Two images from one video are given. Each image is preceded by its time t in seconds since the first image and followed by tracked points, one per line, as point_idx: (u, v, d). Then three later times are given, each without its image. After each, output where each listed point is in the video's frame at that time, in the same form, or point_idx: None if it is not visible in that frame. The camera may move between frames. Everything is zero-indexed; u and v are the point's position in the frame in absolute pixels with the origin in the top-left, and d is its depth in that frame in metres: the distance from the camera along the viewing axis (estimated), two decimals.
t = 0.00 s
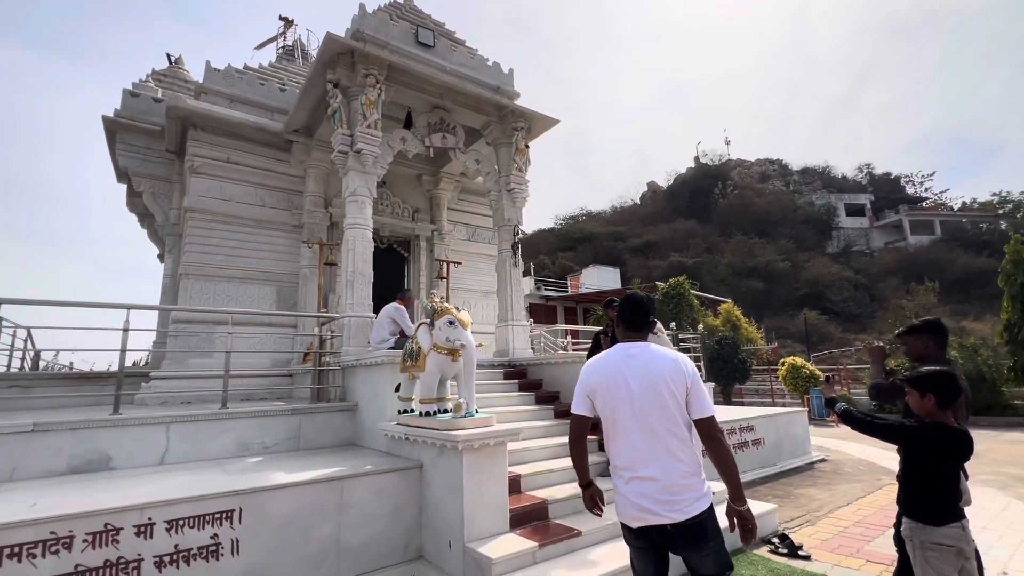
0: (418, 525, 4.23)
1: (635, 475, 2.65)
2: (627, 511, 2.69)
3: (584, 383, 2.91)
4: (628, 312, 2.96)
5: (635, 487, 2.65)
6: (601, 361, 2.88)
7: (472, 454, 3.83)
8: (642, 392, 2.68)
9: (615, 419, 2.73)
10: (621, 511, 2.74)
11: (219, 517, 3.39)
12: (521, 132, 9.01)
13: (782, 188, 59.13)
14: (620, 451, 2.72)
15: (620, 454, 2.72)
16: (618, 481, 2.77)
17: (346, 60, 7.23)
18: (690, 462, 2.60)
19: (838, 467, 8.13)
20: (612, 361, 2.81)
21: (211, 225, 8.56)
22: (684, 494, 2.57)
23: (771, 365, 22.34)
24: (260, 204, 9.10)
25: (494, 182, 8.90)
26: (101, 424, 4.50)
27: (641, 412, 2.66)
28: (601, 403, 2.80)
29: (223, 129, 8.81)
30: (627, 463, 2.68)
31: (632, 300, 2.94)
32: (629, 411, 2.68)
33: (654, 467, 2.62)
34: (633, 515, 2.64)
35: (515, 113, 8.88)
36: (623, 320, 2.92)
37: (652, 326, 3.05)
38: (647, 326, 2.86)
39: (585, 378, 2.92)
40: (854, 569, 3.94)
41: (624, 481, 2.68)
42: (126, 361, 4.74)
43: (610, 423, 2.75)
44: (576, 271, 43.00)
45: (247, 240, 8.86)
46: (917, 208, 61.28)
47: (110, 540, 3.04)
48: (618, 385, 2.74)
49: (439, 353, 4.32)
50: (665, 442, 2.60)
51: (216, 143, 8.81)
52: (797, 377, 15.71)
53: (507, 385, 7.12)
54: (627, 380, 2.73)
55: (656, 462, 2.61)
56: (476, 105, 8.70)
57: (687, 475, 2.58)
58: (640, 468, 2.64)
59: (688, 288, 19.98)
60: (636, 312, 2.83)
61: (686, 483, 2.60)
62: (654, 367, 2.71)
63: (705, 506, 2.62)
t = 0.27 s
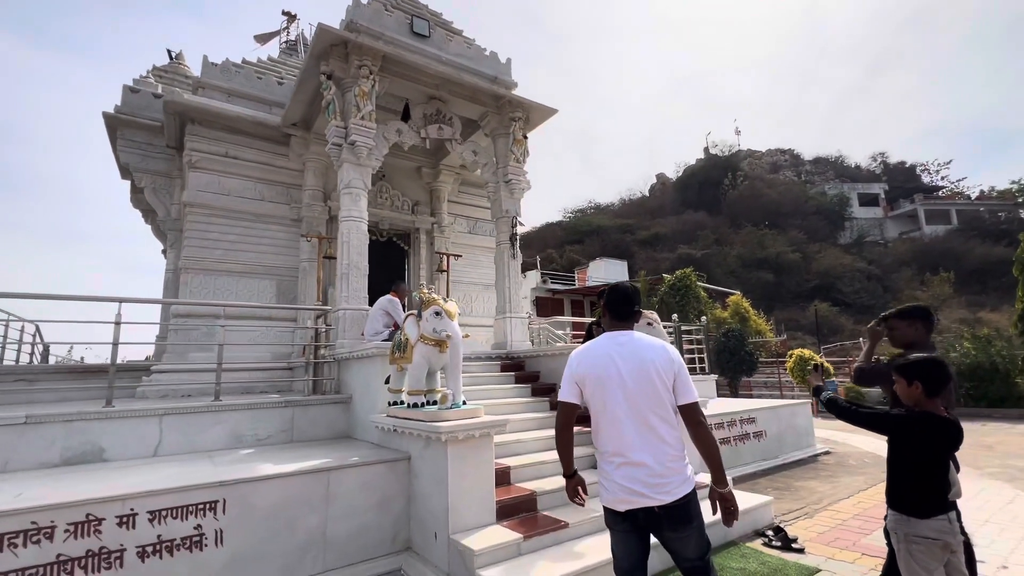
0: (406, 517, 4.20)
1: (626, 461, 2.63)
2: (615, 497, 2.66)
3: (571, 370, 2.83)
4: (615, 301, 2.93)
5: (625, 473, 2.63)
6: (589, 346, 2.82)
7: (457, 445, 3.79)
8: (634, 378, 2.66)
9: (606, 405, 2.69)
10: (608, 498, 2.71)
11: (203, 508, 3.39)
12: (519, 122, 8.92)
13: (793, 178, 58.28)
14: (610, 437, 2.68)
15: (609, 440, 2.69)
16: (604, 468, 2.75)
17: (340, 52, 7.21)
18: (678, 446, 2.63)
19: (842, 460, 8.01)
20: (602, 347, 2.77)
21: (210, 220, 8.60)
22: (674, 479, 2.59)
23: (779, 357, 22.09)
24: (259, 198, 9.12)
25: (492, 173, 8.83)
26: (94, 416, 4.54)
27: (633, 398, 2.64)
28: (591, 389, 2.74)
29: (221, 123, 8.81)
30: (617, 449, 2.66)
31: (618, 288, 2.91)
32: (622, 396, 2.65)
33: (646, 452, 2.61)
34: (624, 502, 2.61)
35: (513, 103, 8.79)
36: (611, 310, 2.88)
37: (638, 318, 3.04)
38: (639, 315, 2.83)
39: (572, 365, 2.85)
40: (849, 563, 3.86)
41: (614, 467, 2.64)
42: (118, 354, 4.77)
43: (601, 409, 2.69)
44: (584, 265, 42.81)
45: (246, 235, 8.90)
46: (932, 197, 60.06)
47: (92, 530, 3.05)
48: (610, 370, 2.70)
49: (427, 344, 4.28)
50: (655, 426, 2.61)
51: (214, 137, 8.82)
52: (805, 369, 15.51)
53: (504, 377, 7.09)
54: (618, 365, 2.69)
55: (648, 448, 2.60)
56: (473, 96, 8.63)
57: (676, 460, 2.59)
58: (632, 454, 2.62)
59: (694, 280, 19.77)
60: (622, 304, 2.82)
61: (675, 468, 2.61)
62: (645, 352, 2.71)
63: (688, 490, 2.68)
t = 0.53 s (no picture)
0: (396, 514, 4.21)
1: (625, 457, 2.66)
2: (611, 494, 2.68)
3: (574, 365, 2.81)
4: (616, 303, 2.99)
5: (623, 470, 2.65)
6: (592, 343, 2.84)
7: (442, 443, 3.77)
8: (638, 375, 2.71)
9: (608, 402, 2.71)
10: (601, 495, 2.72)
11: (189, 506, 3.42)
12: (517, 116, 8.83)
13: (807, 168, 57.22)
14: (610, 433, 2.70)
15: (609, 436, 2.70)
16: (598, 465, 2.75)
17: (334, 49, 7.20)
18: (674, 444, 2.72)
19: (848, 455, 7.86)
20: (607, 343, 2.79)
21: (211, 219, 8.68)
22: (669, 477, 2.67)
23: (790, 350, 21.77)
24: (260, 197, 9.17)
25: (490, 168, 8.77)
26: (90, 414, 4.61)
27: (637, 395, 2.68)
28: (593, 385, 2.74)
29: (221, 123, 8.86)
30: (617, 445, 2.68)
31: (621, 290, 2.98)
32: (625, 393, 2.69)
33: (644, 449, 2.66)
34: (620, 498, 2.64)
35: (510, 97, 8.71)
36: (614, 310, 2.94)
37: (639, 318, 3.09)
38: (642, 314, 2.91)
39: (574, 361, 2.83)
40: (843, 561, 3.77)
41: (612, 464, 2.66)
42: (114, 353, 4.83)
43: (603, 406, 2.71)
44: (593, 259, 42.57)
45: (248, 233, 8.97)
46: (952, 185, 58.57)
47: (79, 528, 3.10)
48: (615, 366, 2.73)
49: (415, 341, 4.26)
50: (655, 423, 2.68)
51: (215, 137, 8.87)
52: (815, 362, 15.26)
53: (501, 373, 7.07)
54: (623, 361, 2.73)
55: (646, 445, 2.66)
56: (469, 91, 8.56)
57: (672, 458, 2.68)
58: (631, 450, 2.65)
59: (703, 273, 19.52)
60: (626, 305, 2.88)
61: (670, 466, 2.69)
62: (648, 351, 2.79)
63: (677, 488, 2.79)
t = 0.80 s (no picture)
0: (389, 508, 4.20)
1: (641, 441, 2.99)
2: (625, 474, 2.99)
3: (600, 354, 3.16)
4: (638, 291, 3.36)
5: (639, 451, 2.98)
6: (618, 333, 3.19)
7: (432, 437, 3.74)
8: (657, 366, 3.06)
9: (629, 389, 3.05)
10: (616, 474, 3.04)
11: (180, 500, 3.44)
12: (516, 107, 8.72)
13: (820, 156, 56.17)
14: (629, 418, 3.04)
15: (627, 420, 3.04)
16: (615, 448, 3.08)
17: (329, 42, 7.16)
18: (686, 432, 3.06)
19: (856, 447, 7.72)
20: (632, 336, 3.15)
21: (213, 215, 8.73)
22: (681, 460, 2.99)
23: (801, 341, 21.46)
24: (261, 193, 9.19)
25: (489, 160, 8.70)
26: (89, 410, 4.66)
27: (656, 384, 3.03)
28: (616, 373, 3.09)
29: (221, 119, 8.86)
30: (638, 430, 3.01)
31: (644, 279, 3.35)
32: (646, 382, 3.03)
33: (659, 435, 2.98)
34: (635, 477, 2.95)
35: (509, 88, 8.61)
36: (639, 299, 3.30)
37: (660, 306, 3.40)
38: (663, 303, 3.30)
39: (599, 349, 3.18)
40: (841, 556, 3.70)
41: (633, 446, 2.98)
42: (111, 349, 4.87)
43: (626, 391, 3.05)
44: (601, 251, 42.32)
45: (249, 229, 9.00)
46: (971, 171, 57.13)
47: (69, 523, 3.12)
48: (637, 357, 3.08)
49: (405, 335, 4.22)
50: (671, 411, 3.01)
51: (214, 133, 8.87)
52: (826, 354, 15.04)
53: (501, 367, 7.04)
54: (645, 353, 3.09)
55: (662, 430, 2.99)
56: (467, 82, 8.47)
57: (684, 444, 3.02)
58: (647, 434, 2.98)
59: (711, 264, 19.27)
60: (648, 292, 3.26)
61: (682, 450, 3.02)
62: (669, 346, 3.15)
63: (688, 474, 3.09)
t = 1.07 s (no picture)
0: (380, 501, 4.15)
1: (646, 427, 2.88)
2: (628, 461, 2.90)
3: (607, 336, 3.03)
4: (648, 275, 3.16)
5: (643, 438, 2.88)
6: (626, 316, 3.06)
7: (420, 430, 3.67)
8: (665, 351, 2.94)
9: (635, 373, 2.93)
10: (619, 460, 2.95)
11: (164, 494, 3.40)
12: (514, 95, 8.56)
13: (830, 144, 55.21)
14: (634, 403, 2.92)
15: (633, 406, 2.93)
16: (619, 433, 2.98)
17: (322, 31, 7.04)
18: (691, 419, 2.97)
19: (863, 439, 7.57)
20: (640, 319, 3.02)
21: (211, 209, 8.69)
22: (683, 448, 2.89)
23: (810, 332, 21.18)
24: (259, 185, 9.13)
25: (487, 150, 8.57)
26: (80, 404, 4.64)
27: (663, 368, 2.92)
28: (623, 356, 2.97)
29: (217, 112, 8.78)
30: (641, 415, 2.91)
31: (655, 262, 3.14)
32: (653, 366, 2.92)
33: (664, 421, 2.88)
34: (638, 464, 2.86)
35: (507, 75, 8.45)
36: (652, 284, 3.10)
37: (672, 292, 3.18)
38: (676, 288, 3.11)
39: (607, 332, 3.05)
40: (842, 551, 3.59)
41: (635, 432, 2.88)
42: (102, 343, 4.84)
43: (630, 375, 2.94)
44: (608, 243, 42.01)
45: (248, 223, 8.96)
46: (986, 158, 55.88)
47: (51, 517, 3.09)
48: (645, 340, 2.95)
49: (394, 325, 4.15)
50: (677, 397, 2.91)
51: (211, 126, 8.76)
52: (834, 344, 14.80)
53: (500, 359, 6.96)
54: (654, 336, 2.96)
55: (667, 416, 2.88)
56: (464, 70, 8.32)
57: (688, 433, 2.91)
58: (652, 420, 2.88)
59: (718, 254, 18.99)
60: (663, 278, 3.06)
61: (686, 439, 2.91)
62: (678, 330, 3.01)
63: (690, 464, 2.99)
